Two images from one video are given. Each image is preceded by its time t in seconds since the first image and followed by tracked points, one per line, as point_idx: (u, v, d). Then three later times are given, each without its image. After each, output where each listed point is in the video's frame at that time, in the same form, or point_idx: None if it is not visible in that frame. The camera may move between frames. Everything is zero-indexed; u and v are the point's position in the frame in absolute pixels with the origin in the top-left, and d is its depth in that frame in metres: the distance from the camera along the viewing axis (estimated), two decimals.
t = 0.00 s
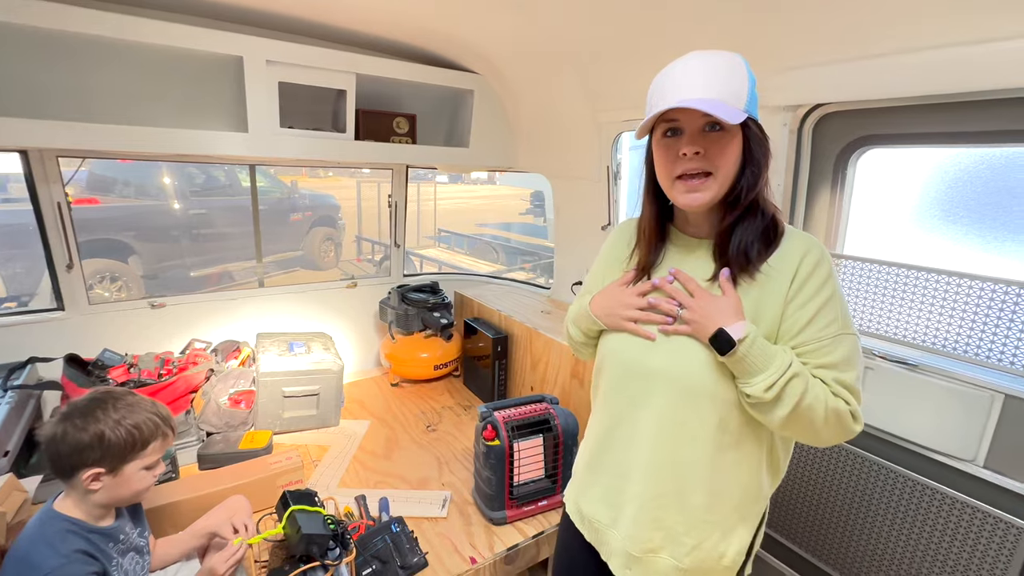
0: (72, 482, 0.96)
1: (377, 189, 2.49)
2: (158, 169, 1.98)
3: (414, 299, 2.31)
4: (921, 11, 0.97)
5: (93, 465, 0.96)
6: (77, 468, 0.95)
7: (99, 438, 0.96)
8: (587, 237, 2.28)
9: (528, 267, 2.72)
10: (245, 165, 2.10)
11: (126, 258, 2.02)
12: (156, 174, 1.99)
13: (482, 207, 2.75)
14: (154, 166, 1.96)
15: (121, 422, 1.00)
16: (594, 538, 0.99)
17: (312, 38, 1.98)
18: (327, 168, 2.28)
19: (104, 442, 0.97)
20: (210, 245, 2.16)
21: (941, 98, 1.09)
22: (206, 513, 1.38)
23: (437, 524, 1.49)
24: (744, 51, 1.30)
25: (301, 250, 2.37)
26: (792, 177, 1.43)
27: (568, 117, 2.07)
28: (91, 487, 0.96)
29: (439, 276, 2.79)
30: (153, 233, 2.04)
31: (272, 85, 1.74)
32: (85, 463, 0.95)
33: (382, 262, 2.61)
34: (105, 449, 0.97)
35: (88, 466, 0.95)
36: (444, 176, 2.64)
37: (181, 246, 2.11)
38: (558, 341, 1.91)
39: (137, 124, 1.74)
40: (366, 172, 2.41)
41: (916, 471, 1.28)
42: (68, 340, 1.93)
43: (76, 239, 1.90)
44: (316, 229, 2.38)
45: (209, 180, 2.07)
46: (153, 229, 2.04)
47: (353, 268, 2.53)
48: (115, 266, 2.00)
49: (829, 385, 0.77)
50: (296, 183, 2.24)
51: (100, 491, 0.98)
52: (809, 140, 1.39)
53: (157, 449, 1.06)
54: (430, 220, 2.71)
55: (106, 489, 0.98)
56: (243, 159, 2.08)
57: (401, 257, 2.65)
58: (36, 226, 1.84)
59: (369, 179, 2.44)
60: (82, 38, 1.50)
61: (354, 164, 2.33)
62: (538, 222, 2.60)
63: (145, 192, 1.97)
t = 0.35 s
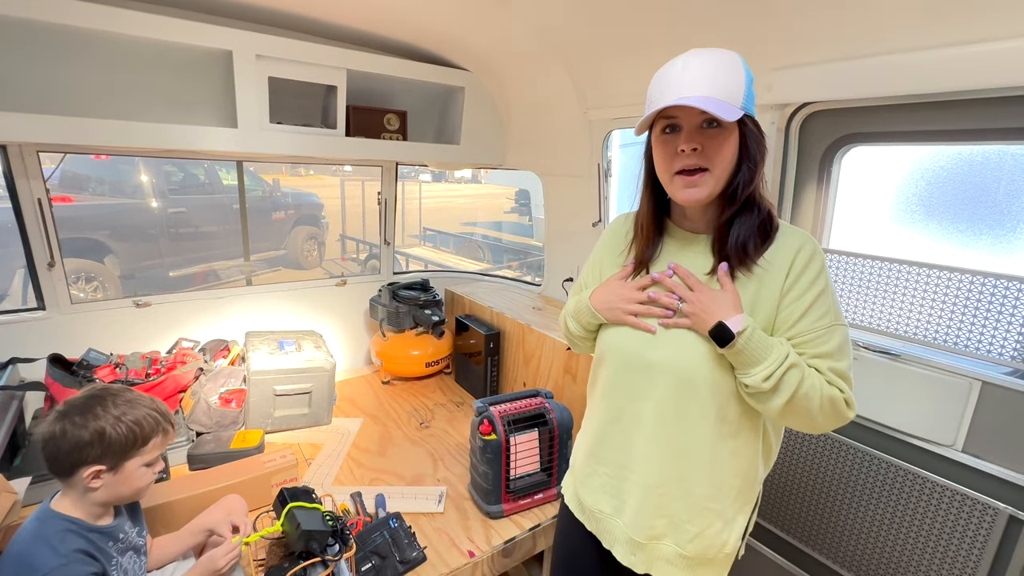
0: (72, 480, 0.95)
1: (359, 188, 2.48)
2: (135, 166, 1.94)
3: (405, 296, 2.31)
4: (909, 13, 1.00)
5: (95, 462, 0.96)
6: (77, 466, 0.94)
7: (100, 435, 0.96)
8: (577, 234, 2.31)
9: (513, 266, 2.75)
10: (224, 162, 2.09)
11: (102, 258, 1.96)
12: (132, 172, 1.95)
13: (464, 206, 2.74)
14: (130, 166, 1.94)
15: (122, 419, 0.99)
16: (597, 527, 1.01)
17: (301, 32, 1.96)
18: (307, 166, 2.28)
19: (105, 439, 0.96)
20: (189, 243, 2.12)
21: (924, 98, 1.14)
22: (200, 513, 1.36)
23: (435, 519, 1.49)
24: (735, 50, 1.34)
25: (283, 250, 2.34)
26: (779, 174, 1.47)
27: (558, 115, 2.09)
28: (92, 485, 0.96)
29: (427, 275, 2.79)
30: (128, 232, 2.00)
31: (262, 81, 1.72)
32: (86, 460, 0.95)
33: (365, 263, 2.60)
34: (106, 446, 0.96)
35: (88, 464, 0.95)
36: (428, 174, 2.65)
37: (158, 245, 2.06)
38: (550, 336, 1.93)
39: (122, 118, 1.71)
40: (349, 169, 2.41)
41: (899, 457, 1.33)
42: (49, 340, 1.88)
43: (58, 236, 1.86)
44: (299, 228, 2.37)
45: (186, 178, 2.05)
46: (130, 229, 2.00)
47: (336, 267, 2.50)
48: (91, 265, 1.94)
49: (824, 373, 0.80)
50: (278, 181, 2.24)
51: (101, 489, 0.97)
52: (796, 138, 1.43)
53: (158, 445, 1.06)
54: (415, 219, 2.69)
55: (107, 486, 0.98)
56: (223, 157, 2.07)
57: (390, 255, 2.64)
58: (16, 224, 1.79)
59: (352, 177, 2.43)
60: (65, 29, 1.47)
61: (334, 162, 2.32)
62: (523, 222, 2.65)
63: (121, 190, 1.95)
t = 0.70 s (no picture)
0: (65, 477, 0.95)
1: (345, 185, 2.46)
2: (116, 162, 1.90)
3: (396, 294, 2.31)
4: (889, 17, 1.05)
5: (88, 458, 0.95)
6: (70, 463, 0.94)
7: (92, 431, 0.95)
8: (566, 232, 2.34)
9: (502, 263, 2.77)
10: (207, 159, 2.05)
11: (81, 256, 1.92)
12: (113, 169, 1.91)
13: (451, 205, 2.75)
14: (110, 163, 1.88)
15: (112, 413, 0.99)
16: (589, 517, 1.03)
17: (289, 28, 1.95)
18: (291, 163, 2.25)
19: (97, 435, 0.96)
20: (171, 241, 2.08)
21: (901, 99, 1.18)
22: (191, 512, 1.36)
23: (428, 514, 1.51)
24: (722, 51, 1.37)
25: (269, 248, 2.31)
26: (764, 173, 1.51)
27: (548, 113, 2.11)
28: (85, 482, 0.96)
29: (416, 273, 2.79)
30: (106, 229, 1.94)
31: (251, 77, 1.71)
32: (78, 457, 0.94)
33: (353, 261, 2.58)
34: (98, 442, 0.96)
35: (81, 460, 0.95)
36: (415, 172, 2.64)
37: (141, 243, 2.03)
38: (541, 332, 1.95)
39: (106, 113, 1.68)
40: (334, 167, 2.38)
41: (879, 446, 1.38)
42: (32, 339, 1.85)
43: (41, 234, 1.83)
44: (285, 227, 2.34)
45: (169, 176, 2.01)
46: (105, 225, 1.94)
47: (322, 266, 2.48)
48: (69, 264, 1.90)
49: (807, 366, 0.84)
50: (262, 179, 2.21)
51: (94, 485, 0.97)
52: (780, 138, 1.47)
53: (150, 439, 1.06)
54: (402, 217, 2.70)
55: (100, 482, 0.98)
56: (207, 154, 2.04)
57: (380, 252, 2.64)
58: None
59: (335, 175, 2.39)
60: (49, 22, 1.45)
61: (319, 159, 2.30)
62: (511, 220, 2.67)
63: (100, 187, 1.89)
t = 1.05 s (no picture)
0: (69, 469, 0.96)
1: (339, 183, 2.46)
2: (106, 159, 1.89)
3: (392, 291, 2.32)
4: (880, 20, 1.08)
5: (93, 450, 0.96)
6: (75, 455, 0.95)
7: (96, 423, 0.96)
8: (561, 229, 2.36)
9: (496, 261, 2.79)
10: (197, 155, 2.04)
11: (70, 254, 1.91)
12: (103, 166, 1.90)
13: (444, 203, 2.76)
14: (99, 161, 1.88)
15: (116, 406, 1.00)
16: (583, 505, 1.06)
17: (285, 25, 1.95)
18: (282, 161, 2.25)
19: (101, 427, 0.97)
20: (163, 239, 2.07)
21: (889, 100, 1.22)
22: (190, 507, 1.37)
23: (426, 507, 1.52)
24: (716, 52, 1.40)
25: (261, 246, 2.31)
26: (756, 171, 1.54)
27: (543, 112, 2.13)
28: (90, 473, 0.97)
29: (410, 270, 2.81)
30: (94, 226, 1.93)
31: (248, 74, 1.71)
32: (83, 449, 0.95)
33: (346, 259, 2.58)
34: (102, 434, 0.97)
35: (86, 452, 0.95)
36: (409, 171, 2.64)
37: (131, 241, 2.01)
38: (537, 329, 1.97)
39: (101, 109, 1.68)
40: (327, 165, 2.39)
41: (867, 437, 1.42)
42: (27, 336, 1.85)
43: (36, 230, 1.82)
44: (277, 224, 2.33)
45: (160, 173, 2.00)
46: (95, 222, 1.93)
47: (316, 264, 2.48)
48: (61, 262, 1.89)
49: (795, 364, 0.87)
50: (254, 177, 2.20)
51: (98, 477, 0.98)
52: (771, 136, 1.50)
53: (154, 431, 1.06)
54: (396, 216, 2.71)
55: (104, 474, 0.99)
56: (200, 151, 2.03)
57: (376, 248, 2.65)
58: None
59: (330, 173, 2.41)
60: (44, 18, 1.44)
61: (311, 157, 2.30)
62: (504, 218, 2.70)
63: (89, 183, 1.88)
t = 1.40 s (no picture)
0: (75, 456, 0.97)
1: (335, 180, 2.47)
2: (100, 155, 1.89)
3: (389, 286, 2.33)
4: (870, 18, 1.11)
5: (99, 436, 0.98)
6: (81, 442, 0.97)
7: (103, 410, 0.98)
8: (558, 224, 2.39)
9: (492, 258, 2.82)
10: (193, 152, 2.05)
11: (64, 251, 1.91)
12: (97, 162, 1.89)
13: (439, 201, 2.77)
14: (93, 157, 1.87)
15: (123, 394, 1.02)
16: (581, 491, 1.09)
17: (283, 21, 1.96)
18: (276, 158, 2.25)
19: (109, 414, 0.98)
20: (159, 236, 2.08)
21: (879, 97, 1.25)
22: (193, 497, 1.38)
23: (426, 498, 1.55)
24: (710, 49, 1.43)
25: (257, 244, 2.31)
26: (750, 167, 1.57)
27: (540, 109, 2.15)
28: (95, 460, 0.98)
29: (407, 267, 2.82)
30: (89, 224, 1.93)
31: (248, 69, 1.72)
32: (90, 435, 0.97)
33: (342, 256, 2.58)
34: (109, 420, 0.99)
35: (92, 439, 0.97)
36: (405, 168, 2.65)
37: (125, 238, 2.01)
38: (534, 323, 2.00)
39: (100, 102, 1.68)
40: (324, 162, 2.40)
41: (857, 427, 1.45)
42: (28, 330, 1.86)
43: (36, 224, 1.83)
44: (273, 221, 2.34)
45: (155, 170, 2.00)
46: (90, 220, 1.93)
47: (311, 262, 2.48)
48: (49, 260, 1.88)
49: (788, 354, 0.89)
50: (249, 174, 2.21)
51: (102, 464, 1.00)
52: (765, 132, 1.53)
53: (155, 420, 1.08)
54: (392, 213, 2.71)
55: (109, 461, 1.00)
56: (197, 147, 2.04)
57: (374, 243, 2.67)
58: None
59: (325, 171, 2.42)
60: (44, 12, 1.45)
61: (307, 154, 2.31)
62: (500, 215, 2.73)
63: (84, 180, 1.88)
